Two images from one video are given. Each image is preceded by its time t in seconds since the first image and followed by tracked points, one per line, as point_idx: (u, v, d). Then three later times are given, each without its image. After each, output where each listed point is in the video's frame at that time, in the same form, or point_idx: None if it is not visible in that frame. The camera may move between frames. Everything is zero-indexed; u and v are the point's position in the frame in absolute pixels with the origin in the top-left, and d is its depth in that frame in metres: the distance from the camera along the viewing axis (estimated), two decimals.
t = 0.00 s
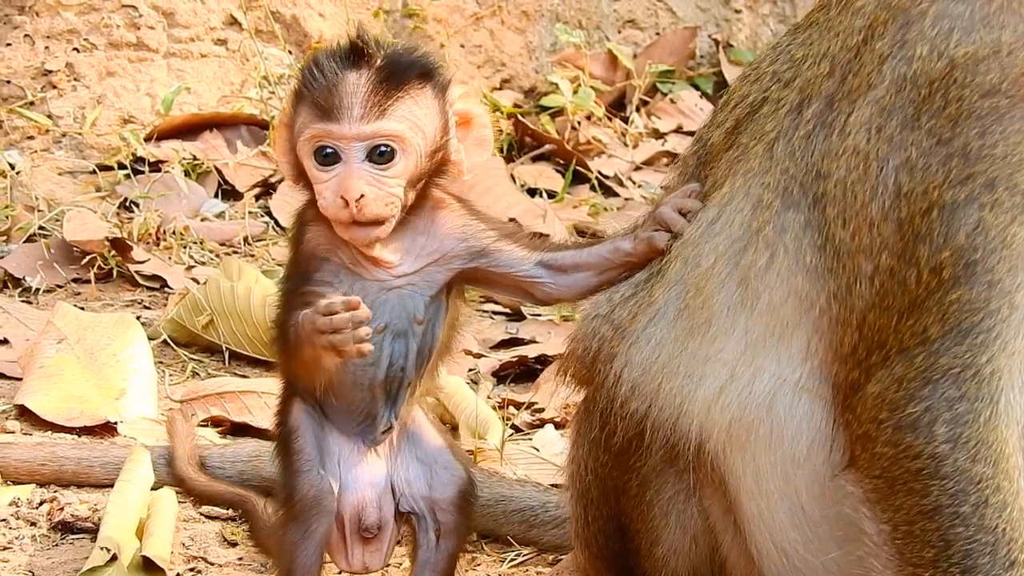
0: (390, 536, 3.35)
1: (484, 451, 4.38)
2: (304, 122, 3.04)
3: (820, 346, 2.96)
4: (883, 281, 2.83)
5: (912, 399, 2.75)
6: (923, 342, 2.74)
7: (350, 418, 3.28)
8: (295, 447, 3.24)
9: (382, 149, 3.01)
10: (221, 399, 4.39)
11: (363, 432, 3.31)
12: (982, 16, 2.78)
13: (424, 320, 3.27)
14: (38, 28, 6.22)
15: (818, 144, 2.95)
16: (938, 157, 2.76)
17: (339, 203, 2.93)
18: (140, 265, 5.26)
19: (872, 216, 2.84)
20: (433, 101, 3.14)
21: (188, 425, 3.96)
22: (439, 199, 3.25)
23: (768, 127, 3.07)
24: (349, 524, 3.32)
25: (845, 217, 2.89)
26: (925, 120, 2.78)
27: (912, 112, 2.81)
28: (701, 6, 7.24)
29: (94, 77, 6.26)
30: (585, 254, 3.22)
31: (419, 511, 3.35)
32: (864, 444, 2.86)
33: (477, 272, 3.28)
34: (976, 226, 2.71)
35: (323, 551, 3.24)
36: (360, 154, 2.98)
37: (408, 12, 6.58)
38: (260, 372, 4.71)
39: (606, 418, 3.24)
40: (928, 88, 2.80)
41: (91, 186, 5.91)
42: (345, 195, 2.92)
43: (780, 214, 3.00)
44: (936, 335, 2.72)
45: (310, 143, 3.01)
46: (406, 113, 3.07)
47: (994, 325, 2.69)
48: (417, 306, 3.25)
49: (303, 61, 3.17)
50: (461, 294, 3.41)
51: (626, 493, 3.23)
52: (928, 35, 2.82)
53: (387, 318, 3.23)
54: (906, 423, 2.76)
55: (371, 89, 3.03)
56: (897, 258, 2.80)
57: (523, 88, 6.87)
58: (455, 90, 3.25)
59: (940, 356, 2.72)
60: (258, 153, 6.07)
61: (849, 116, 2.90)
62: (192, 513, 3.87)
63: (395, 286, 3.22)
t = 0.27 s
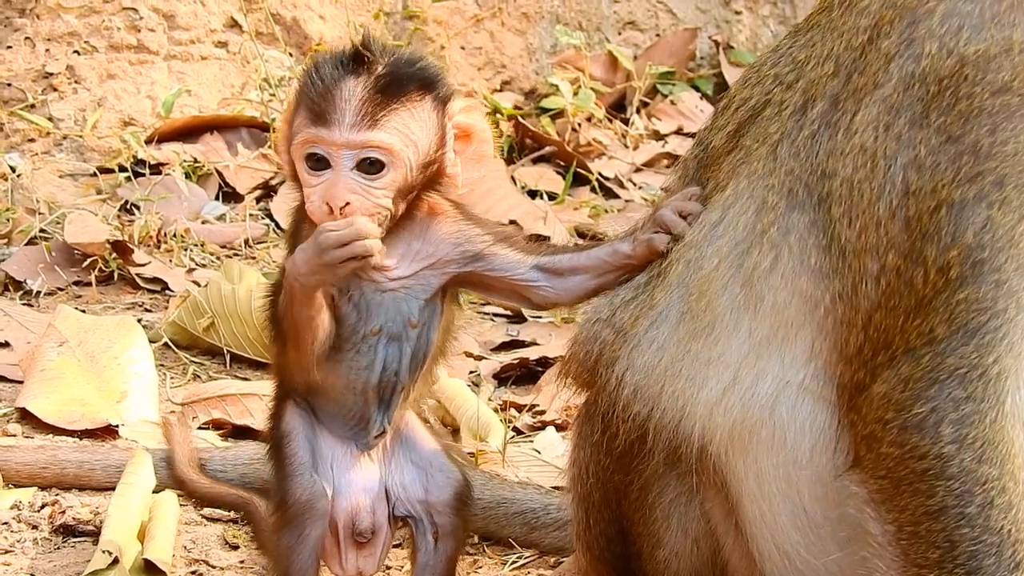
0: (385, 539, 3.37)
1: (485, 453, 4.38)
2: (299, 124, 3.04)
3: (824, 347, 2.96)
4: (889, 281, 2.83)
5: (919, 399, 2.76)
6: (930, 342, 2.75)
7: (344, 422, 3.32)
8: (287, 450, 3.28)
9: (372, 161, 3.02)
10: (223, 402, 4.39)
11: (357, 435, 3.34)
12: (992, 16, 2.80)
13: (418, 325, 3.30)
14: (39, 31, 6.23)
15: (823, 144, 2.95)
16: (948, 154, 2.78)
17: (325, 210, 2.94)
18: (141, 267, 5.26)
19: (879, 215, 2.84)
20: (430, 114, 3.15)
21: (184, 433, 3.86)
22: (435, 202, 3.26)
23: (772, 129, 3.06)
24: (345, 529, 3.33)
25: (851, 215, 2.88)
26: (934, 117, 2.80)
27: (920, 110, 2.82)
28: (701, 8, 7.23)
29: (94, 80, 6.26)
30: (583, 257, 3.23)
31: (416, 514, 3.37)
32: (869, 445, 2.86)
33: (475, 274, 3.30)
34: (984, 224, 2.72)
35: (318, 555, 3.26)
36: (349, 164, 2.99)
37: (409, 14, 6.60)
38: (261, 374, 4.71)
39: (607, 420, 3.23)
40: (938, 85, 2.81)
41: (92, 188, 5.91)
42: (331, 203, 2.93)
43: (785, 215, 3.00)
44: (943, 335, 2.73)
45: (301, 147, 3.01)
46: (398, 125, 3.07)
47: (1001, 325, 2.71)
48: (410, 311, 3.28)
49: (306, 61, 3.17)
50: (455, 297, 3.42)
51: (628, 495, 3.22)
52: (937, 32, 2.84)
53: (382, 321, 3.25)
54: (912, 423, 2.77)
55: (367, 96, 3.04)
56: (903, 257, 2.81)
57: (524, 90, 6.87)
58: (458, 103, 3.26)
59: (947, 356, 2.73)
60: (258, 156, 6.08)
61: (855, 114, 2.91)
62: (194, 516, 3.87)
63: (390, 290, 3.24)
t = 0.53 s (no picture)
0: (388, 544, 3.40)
1: (486, 457, 4.38)
2: (307, 111, 3.13)
3: (823, 350, 2.96)
4: (890, 282, 2.83)
5: (919, 402, 2.75)
6: (931, 344, 2.74)
7: (343, 427, 3.37)
8: (289, 454, 3.33)
9: (376, 146, 3.09)
10: (224, 405, 4.40)
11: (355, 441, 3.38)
12: (996, 15, 2.80)
13: (414, 328, 3.36)
14: (40, 34, 6.24)
15: (824, 145, 2.95)
16: (951, 152, 2.76)
17: (327, 191, 2.99)
18: (142, 270, 5.26)
19: (880, 215, 2.84)
20: (437, 110, 3.23)
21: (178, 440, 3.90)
22: (434, 205, 3.35)
23: (773, 131, 3.07)
24: (346, 535, 3.37)
25: (852, 215, 2.89)
26: (937, 114, 2.80)
27: (923, 108, 2.82)
28: (703, 11, 7.23)
29: (96, 83, 6.27)
30: (579, 255, 3.33)
31: (417, 518, 3.41)
32: (870, 447, 2.86)
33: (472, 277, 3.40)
34: (986, 224, 2.70)
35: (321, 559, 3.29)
36: (354, 147, 3.07)
37: (410, 17, 6.61)
38: (262, 377, 4.71)
39: (606, 423, 3.23)
40: (942, 84, 2.81)
41: (94, 191, 5.91)
42: (333, 184, 2.99)
43: (786, 216, 3.00)
44: (944, 337, 2.72)
45: (307, 131, 3.10)
46: (405, 115, 3.15)
47: (1002, 327, 2.69)
48: (406, 314, 3.34)
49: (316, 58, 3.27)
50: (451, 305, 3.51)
51: (628, 499, 3.22)
52: (942, 29, 2.84)
53: (377, 323, 3.30)
54: (913, 426, 2.76)
55: (377, 84, 3.13)
56: (905, 258, 2.80)
57: (525, 93, 6.88)
58: (462, 107, 3.37)
59: (948, 359, 2.72)
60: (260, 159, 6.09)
61: (858, 114, 2.91)
62: (194, 520, 3.86)
63: (387, 293, 3.31)
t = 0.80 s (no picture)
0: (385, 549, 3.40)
1: (486, 460, 4.38)
2: (316, 132, 3.12)
3: (825, 352, 2.96)
4: (891, 287, 2.83)
5: (920, 406, 2.75)
6: (933, 349, 2.74)
7: (339, 434, 3.38)
8: (287, 460, 3.35)
9: (388, 164, 3.08)
10: (224, 407, 4.40)
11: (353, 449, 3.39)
12: (994, 22, 2.79)
13: (419, 336, 3.38)
14: (42, 36, 6.22)
15: (826, 148, 2.95)
16: (948, 160, 2.77)
17: (341, 214, 2.99)
18: (143, 273, 5.25)
19: (880, 220, 2.85)
20: (446, 119, 3.23)
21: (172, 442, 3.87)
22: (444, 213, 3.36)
23: (778, 131, 3.07)
24: (344, 540, 3.37)
25: (854, 220, 2.89)
26: (935, 122, 2.80)
27: (923, 115, 2.82)
28: (705, 15, 7.21)
29: (97, 85, 6.27)
30: (582, 258, 3.34)
31: (416, 520, 3.41)
32: (871, 451, 2.85)
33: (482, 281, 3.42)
34: (986, 232, 2.71)
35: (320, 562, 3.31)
36: (366, 167, 3.06)
37: (411, 20, 6.61)
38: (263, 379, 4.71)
39: (608, 423, 3.22)
40: (940, 91, 2.81)
41: (95, 194, 5.91)
42: (349, 207, 2.99)
43: (787, 217, 3.00)
44: (945, 342, 2.72)
45: (318, 153, 3.09)
46: (414, 130, 3.15)
47: (1003, 332, 2.69)
48: (411, 322, 3.36)
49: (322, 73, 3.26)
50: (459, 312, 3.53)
51: (630, 499, 3.21)
52: (941, 39, 2.83)
53: (383, 333, 3.34)
54: (914, 430, 2.76)
55: (383, 101, 3.12)
56: (906, 263, 2.80)
57: (526, 96, 6.90)
58: (474, 110, 3.37)
59: (949, 363, 2.72)
60: (261, 162, 6.11)
61: (860, 118, 2.92)
62: (194, 522, 3.84)
63: (395, 300, 3.34)
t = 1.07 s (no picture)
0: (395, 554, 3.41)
1: (485, 461, 4.38)
2: (344, 138, 3.08)
3: (827, 353, 2.96)
4: (892, 289, 2.83)
5: (922, 408, 2.75)
6: (933, 350, 2.74)
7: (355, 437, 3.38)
8: (302, 463, 3.35)
9: (418, 174, 3.05)
10: (223, 409, 4.39)
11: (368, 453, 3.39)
12: (992, 25, 2.79)
13: (438, 342, 3.38)
14: (41, 40, 6.21)
15: (828, 148, 2.96)
16: (948, 164, 2.78)
17: (371, 224, 2.97)
18: (142, 275, 5.26)
19: (881, 222, 2.85)
20: (473, 127, 3.20)
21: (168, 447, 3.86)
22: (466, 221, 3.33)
23: (780, 130, 3.07)
24: (355, 543, 3.38)
25: (856, 221, 2.89)
26: (934, 125, 2.80)
27: (923, 118, 2.82)
28: (704, 16, 7.21)
29: (96, 88, 6.28)
30: (595, 274, 3.31)
31: (426, 522, 3.42)
32: (872, 452, 2.86)
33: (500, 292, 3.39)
34: (987, 235, 2.72)
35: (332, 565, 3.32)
36: (396, 177, 3.03)
37: (410, 23, 6.62)
38: (262, 382, 4.71)
39: (608, 425, 3.22)
40: (938, 95, 2.81)
41: (93, 197, 5.91)
42: (379, 218, 2.96)
43: (789, 216, 3.00)
44: (946, 344, 2.72)
45: (346, 161, 3.06)
46: (445, 139, 3.11)
47: (1004, 334, 2.70)
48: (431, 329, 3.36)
49: (348, 78, 3.22)
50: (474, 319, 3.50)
51: (630, 502, 3.21)
52: (941, 42, 2.82)
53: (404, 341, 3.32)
54: (915, 432, 2.76)
55: (413, 109, 3.08)
56: (907, 266, 2.81)
57: (525, 98, 6.94)
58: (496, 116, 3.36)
59: (950, 365, 2.72)
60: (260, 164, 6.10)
61: (861, 119, 2.92)
62: (194, 524, 3.84)
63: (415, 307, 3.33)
